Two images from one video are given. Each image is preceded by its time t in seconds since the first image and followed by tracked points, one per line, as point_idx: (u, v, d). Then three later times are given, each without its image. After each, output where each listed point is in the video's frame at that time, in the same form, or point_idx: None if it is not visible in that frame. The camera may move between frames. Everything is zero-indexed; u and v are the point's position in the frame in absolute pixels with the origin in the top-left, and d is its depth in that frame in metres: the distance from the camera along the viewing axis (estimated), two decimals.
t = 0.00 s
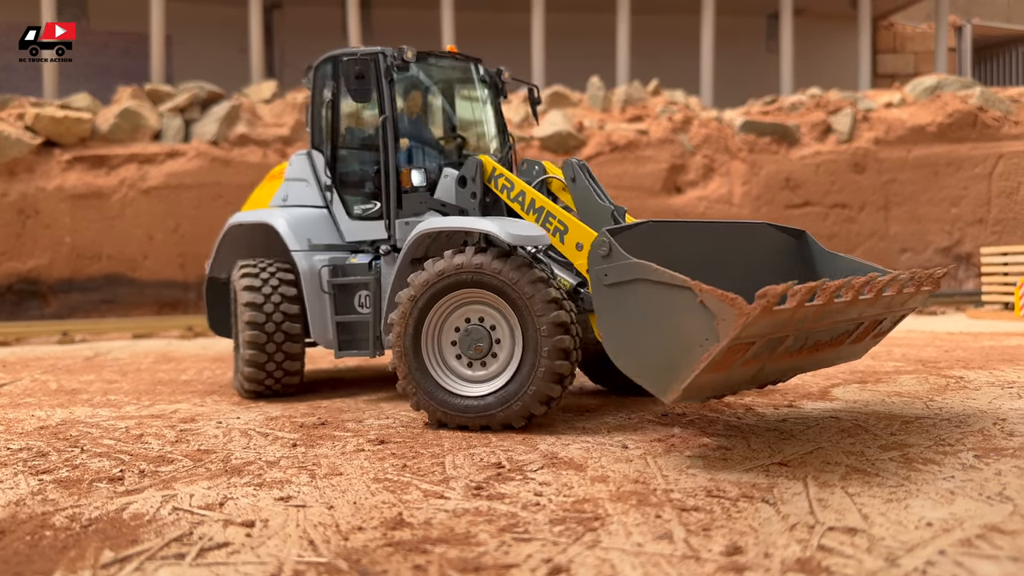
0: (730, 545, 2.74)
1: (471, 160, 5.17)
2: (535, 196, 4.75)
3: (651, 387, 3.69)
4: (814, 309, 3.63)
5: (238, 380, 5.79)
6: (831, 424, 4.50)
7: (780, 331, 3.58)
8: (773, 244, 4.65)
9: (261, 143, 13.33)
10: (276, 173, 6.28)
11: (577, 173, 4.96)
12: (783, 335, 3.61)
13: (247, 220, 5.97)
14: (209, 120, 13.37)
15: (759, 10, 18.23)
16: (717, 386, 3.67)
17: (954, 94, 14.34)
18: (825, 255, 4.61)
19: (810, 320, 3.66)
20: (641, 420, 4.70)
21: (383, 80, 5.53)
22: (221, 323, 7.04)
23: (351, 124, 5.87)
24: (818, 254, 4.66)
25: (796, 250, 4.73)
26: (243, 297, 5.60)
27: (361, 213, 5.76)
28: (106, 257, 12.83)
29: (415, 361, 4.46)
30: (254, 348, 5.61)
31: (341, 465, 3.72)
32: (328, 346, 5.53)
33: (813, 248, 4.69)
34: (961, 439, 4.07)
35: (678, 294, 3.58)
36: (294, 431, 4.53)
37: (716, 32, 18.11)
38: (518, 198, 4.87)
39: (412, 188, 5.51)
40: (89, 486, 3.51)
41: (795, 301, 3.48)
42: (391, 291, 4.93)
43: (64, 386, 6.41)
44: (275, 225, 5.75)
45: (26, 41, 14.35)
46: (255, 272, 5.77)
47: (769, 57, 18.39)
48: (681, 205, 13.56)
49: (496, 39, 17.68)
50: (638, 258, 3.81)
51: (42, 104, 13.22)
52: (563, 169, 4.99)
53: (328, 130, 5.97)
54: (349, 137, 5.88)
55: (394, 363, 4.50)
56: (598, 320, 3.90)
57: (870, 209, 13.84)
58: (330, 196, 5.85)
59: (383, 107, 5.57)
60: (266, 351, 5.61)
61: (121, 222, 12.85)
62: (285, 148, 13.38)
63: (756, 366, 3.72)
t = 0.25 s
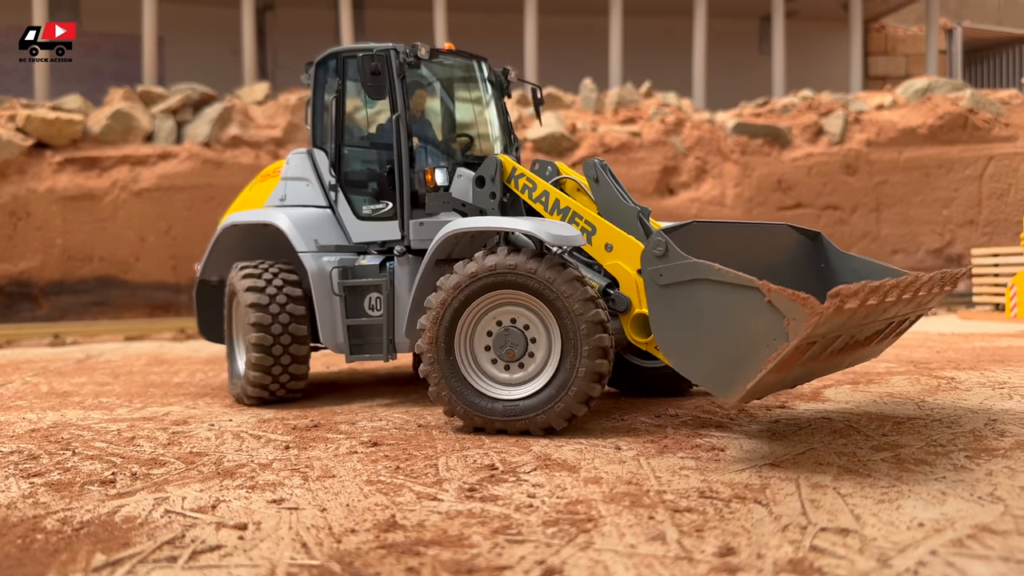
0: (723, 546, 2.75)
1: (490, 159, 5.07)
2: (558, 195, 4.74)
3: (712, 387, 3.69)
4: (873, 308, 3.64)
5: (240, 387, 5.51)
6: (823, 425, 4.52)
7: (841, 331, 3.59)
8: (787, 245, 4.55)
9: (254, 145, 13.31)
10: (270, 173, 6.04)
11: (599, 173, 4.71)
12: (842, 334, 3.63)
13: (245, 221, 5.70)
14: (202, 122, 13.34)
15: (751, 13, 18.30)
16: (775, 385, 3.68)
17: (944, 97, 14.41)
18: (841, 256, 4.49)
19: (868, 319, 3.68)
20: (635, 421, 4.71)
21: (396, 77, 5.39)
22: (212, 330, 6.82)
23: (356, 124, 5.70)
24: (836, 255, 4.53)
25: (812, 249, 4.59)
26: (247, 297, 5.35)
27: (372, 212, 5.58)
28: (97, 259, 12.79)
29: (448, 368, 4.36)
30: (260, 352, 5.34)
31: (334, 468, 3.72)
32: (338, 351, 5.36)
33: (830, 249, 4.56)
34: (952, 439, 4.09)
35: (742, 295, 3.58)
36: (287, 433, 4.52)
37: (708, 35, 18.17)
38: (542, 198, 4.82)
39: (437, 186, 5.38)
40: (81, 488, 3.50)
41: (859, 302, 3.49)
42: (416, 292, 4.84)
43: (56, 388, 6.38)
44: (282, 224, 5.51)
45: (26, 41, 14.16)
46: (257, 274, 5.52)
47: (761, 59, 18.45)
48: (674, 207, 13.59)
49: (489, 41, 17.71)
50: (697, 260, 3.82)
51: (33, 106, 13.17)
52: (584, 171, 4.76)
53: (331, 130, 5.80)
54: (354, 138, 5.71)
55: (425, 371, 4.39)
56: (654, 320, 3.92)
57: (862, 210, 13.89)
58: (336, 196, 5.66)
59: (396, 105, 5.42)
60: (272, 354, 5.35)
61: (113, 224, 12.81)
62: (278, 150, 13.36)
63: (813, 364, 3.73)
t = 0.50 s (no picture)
0: (715, 547, 2.75)
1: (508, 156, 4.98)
2: (582, 196, 4.65)
3: (766, 388, 3.76)
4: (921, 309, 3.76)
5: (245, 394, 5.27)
6: (813, 426, 4.53)
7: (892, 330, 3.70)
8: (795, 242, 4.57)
9: (244, 147, 13.28)
10: (265, 172, 5.86)
11: (621, 173, 4.65)
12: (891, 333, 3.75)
13: (243, 220, 5.47)
14: (192, 124, 13.29)
15: (741, 15, 18.35)
16: (825, 383, 3.78)
17: (934, 99, 14.47)
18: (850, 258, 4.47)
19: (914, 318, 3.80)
20: (627, 422, 4.72)
21: (409, 73, 5.27)
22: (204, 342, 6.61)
23: (362, 122, 5.59)
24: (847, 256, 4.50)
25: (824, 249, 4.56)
26: (252, 298, 5.17)
27: (381, 212, 5.48)
28: (87, 262, 12.74)
29: (483, 374, 4.31)
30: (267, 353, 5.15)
31: (326, 470, 3.71)
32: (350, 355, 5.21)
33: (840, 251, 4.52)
34: (941, 440, 4.10)
35: (802, 295, 3.64)
36: (278, 435, 4.51)
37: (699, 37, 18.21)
38: (563, 198, 4.74)
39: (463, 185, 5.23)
40: (70, 492, 3.48)
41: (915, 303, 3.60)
42: (442, 291, 4.79)
43: (45, 391, 6.35)
44: (287, 224, 5.35)
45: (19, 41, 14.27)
46: (258, 274, 5.35)
47: (751, 61, 18.51)
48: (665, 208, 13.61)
49: (479, 43, 17.71)
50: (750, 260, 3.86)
51: (22, 107, 13.10)
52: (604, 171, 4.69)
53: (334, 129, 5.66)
54: (360, 137, 5.59)
55: (459, 378, 4.33)
56: (705, 320, 3.95)
57: (852, 212, 13.94)
58: (342, 195, 5.54)
59: (409, 101, 5.32)
60: (280, 355, 5.15)
61: (103, 226, 12.76)
62: (269, 151, 13.33)
63: (859, 362, 3.85)
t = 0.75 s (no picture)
0: (704, 548, 2.75)
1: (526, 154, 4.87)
2: (605, 197, 4.58)
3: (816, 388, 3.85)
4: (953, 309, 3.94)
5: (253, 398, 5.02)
6: (802, 427, 4.55)
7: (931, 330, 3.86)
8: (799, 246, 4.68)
9: (233, 148, 13.25)
10: (262, 170, 5.60)
11: (641, 174, 4.63)
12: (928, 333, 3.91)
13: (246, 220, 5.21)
14: (181, 125, 13.24)
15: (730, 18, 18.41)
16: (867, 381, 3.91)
17: (921, 101, 14.54)
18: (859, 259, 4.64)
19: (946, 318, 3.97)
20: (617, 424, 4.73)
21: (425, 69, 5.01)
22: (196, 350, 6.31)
23: (370, 120, 5.34)
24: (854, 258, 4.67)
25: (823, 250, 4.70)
26: (260, 297, 4.93)
27: (393, 212, 5.25)
28: (75, 264, 12.68)
29: (518, 376, 4.24)
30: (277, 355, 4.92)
31: (314, 473, 3.70)
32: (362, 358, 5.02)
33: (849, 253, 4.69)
34: (929, 441, 4.12)
35: (857, 298, 3.74)
36: (266, 438, 4.49)
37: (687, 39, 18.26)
38: (586, 199, 4.65)
39: (488, 185, 5.08)
40: (57, 496, 3.46)
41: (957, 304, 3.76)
42: (468, 293, 4.65)
43: (32, 394, 6.31)
44: (294, 225, 5.11)
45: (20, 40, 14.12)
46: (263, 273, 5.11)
47: (739, 64, 18.57)
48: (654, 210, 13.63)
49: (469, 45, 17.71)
50: (802, 261, 3.93)
51: (9, 109, 13.01)
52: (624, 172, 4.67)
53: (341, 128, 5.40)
54: (369, 135, 5.34)
55: (495, 385, 4.23)
56: (753, 319, 4.00)
57: (840, 214, 14.00)
58: (349, 195, 5.30)
59: (427, 100, 5.11)
60: (291, 356, 4.92)
61: (90, 228, 12.70)
62: (258, 153, 13.30)
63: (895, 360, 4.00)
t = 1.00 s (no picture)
0: (692, 549, 2.76)
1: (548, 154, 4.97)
2: (628, 199, 4.82)
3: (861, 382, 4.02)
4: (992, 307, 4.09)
5: (264, 404, 4.86)
6: (789, 428, 4.57)
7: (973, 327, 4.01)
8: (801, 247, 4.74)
9: (221, 150, 13.21)
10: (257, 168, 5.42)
11: (660, 176, 4.87)
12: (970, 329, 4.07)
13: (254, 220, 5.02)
14: (168, 127, 13.17)
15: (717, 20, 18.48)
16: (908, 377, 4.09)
17: (907, 103, 14.63)
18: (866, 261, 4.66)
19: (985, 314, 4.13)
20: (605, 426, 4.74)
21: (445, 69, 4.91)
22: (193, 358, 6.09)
23: (382, 117, 5.27)
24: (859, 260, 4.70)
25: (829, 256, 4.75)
26: (272, 299, 4.78)
27: (406, 212, 5.21)
28: (60, 267, 12.61)
29: (557, 376, 4.22)
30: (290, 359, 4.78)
31: (302, 477, 3.68)
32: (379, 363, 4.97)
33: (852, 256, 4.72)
34: (915, 441, 4.14)
35: (907, 297, 3.89)
36: (253, 441, 4.48)
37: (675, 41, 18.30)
38: (608, 201, 4.86)
39: (516, 185, 5.14)
40: (42, 500, 3.43)
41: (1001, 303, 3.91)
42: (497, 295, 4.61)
43: (17, 398, 6.27)
44: (305, 224, 4.98)
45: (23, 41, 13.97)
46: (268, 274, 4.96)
47: (727, 65, 18.63)
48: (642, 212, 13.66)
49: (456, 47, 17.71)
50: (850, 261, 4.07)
51: None
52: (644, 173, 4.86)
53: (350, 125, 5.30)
54: (381, 133, 5.27)
55: (534, 388, 4.20)
56: (801, 316, 4.16)
57: (827, 215, 14.07)
58: (358, 193, 5.19)
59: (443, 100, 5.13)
60: (305, 359, 4.78)
61: (76, 230, 12.62)
62: (245, 155, 13.26)
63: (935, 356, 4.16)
